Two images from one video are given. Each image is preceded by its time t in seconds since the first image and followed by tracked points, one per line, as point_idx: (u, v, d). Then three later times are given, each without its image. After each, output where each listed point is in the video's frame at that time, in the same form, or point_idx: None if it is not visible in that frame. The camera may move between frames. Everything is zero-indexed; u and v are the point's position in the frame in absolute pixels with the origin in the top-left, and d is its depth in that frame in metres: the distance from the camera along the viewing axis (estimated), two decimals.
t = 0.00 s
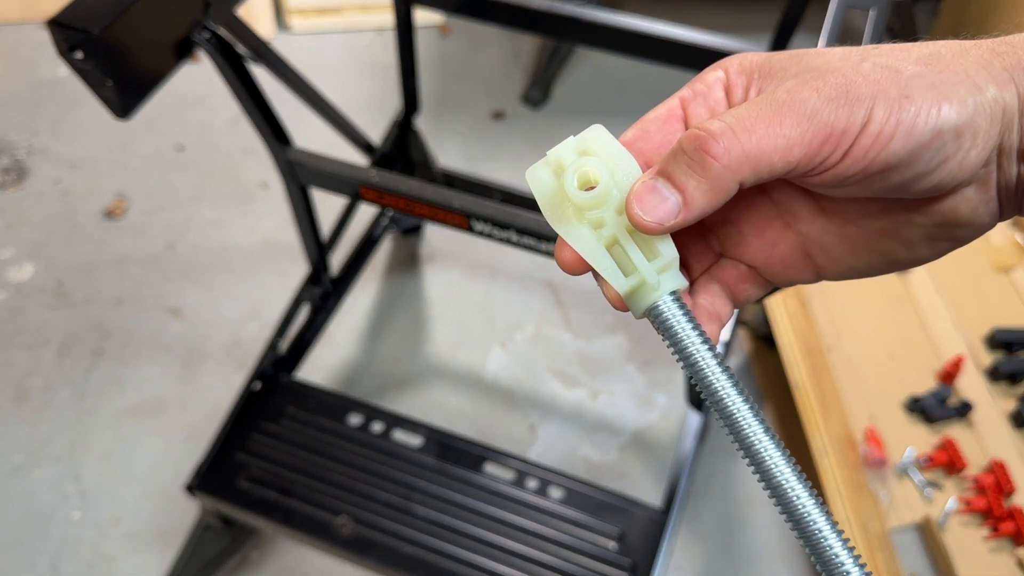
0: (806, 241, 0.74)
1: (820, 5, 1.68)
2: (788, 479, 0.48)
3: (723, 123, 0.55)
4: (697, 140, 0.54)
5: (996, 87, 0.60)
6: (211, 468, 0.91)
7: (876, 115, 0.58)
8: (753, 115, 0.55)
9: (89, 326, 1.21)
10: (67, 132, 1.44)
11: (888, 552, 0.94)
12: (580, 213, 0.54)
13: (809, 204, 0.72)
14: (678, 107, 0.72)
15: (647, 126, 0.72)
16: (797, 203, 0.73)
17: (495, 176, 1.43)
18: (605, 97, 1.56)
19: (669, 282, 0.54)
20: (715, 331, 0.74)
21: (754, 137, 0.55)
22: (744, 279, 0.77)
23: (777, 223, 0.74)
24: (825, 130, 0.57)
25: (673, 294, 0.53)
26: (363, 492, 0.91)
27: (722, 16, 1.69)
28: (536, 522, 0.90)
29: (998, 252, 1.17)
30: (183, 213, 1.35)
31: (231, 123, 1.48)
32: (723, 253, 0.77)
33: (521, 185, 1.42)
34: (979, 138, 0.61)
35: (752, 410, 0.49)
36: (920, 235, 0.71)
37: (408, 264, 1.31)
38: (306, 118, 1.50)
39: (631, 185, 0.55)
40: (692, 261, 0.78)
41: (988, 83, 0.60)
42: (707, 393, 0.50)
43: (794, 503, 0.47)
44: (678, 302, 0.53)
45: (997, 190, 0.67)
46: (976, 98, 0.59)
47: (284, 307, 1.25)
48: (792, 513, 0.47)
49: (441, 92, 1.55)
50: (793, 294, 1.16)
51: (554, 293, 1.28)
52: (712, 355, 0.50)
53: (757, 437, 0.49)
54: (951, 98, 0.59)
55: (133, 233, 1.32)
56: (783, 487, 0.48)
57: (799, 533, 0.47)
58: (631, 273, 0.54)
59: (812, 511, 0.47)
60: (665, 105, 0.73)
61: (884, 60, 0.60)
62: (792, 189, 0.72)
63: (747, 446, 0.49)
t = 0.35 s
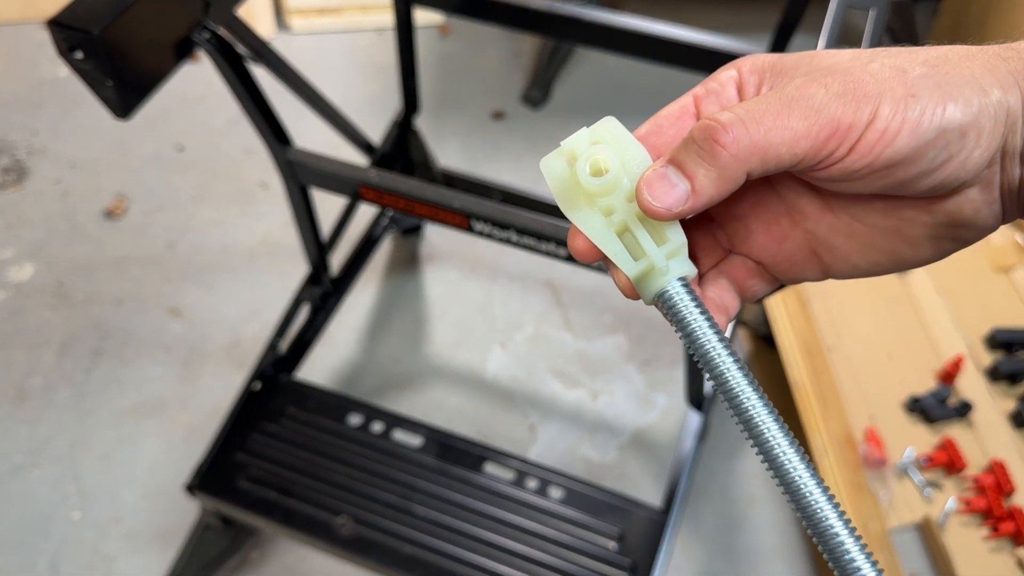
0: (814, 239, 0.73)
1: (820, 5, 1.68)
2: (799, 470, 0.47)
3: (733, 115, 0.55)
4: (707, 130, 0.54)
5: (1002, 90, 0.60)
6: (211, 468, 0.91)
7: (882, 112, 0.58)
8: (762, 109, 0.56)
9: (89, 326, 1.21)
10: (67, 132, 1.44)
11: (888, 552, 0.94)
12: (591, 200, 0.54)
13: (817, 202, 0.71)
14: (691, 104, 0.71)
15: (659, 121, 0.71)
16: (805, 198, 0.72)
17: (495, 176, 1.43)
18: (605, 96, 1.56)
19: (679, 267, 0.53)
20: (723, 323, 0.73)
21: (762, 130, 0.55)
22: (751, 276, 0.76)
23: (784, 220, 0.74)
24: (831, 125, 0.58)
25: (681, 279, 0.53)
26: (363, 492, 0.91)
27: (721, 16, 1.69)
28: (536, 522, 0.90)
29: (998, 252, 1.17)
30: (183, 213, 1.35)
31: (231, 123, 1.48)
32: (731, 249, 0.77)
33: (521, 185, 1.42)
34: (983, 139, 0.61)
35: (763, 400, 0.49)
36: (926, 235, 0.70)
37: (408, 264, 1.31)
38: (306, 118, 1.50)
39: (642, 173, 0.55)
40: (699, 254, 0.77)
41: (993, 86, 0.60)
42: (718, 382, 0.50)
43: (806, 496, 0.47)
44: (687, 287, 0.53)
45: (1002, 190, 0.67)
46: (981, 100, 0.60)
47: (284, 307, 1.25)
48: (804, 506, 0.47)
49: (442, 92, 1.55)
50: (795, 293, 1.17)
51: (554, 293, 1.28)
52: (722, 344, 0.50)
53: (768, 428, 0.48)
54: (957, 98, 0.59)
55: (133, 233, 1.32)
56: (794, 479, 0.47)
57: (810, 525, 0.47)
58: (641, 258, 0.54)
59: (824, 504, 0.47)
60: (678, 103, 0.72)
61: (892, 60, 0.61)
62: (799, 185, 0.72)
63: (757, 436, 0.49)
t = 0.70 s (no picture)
0: (811, 228, 0.73)
1: (819, 6, 1.68)
2: (801, 452, 0.47)
3: (730, 105, 0.55)
4: (704, 120, 0.55)
5: (994, 82, 0.61)
6: (211, 468, 0.91)
7: (876, 103, 0.58)
8: (757, 99, 0.56)
9: (89, 325, 1.21)
10: (68, 132, 1.44)
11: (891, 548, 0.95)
12: (591, 188, 0.54)
13: (815, 192, 0.71)
14: (691, 95, 0.70)
15: (658, 112, 0.70)
16: (802, 187, 0.72)
17: (495, 176, 1.43)
18: (605, 97, 1.57)
19: (678, 254, 0.54)
20: (721, 309, 0.73)
21: (758, 120, 0.55)
22: (750, 263, 0.76)
23: (783, 210, 0.74)
24: (826, 116, 0.58)
25: (680, 265, 0.53)
26: (363, 491, 0.91)
27: (721, 16, 1.70)
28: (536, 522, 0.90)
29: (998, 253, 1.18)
30: (183, 214, 1.35)
31: (231, 123, 1.48)
32: (730, 237, 0.77)
33: (521, 185, 1.42)
34: (976, 129, 0.61)
35: (764, 385, 0.49)
36: (919, 224, 0.70)
37: (408, 264, 1.31)
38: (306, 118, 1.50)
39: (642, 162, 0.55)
40: (699, 242, 0.77)
41: (985, 77, 0.61)
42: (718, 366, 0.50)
43: (810, 480, 0.47)
44: (685, 273, 0.53)
45: (993, 179, 0.67)
46: (974, 92, 0.60)
47: (284, 307, 1.25)
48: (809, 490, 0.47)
49: (442, 92, 1.56)
50: (796, 292, 1.17)
51: (554, 293, 1.28)
52: (722, 328, 0.50)
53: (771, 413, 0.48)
54: (950, 89, 0.59)
55: (133, 233, 1.32)
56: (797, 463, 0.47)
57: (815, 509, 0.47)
58: (639, 244, 0.54)
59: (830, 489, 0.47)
60: (678, 92, 0.70)
61: (886, 53, 0.61)
62: (796, 174, 0.71)
63: (759, 420, 0.49)
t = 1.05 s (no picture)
0: (807, 220, 0.73)
1: (819, 5, 1.68)
2: (805, 443, 0.48)
3: (728, 99, 0.55)
4: (703, 113, 0.55)
5: (988, 75, 0.61)
6: (212, 468, 0.91)
7: (871, 97, 0.59)
8: (755, 93, 0.56)
9: (89, 325, 1.21)
10: (68, 132, 1.44)
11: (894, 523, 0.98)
12: (589, 180, 0.53)
13: (810, 184, 0.71)
14: (689, 87, 0.70)
15: (657, 105, 0.71)
16: (798, 179, 0.72)
17: (495, 176, 1.43)
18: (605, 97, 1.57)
19: (675, 245, 0.53)
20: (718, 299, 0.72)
21: (756, 113, 0.55)
22: (746, 256, 0.76)
23: (779, 202, 0.73)
24: (823, 109, 0.58)
25: (678, 256, 0.53)
26: (362, 491, 0.91)
27: (721, 16, 1.70)
28: (536, 522, 0.90)
29: (997, 253, 1.18)
30: (183, 213, 1.36)
31: (231, 123, 1.48)
32: (727, 228, 0.77)
33: (522, 185, 1.42)
34: (970, 122, 0.62)
35: (764, 372, 0.49)
36: (914, 216, 0.70)
37: (409, 264, 1.31)
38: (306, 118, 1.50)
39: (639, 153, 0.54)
40: (695, 234, 0.77)
41: (980, 71, 0.61)
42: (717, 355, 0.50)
43: (811, 464, 0.48)
44: (683, 263, 0.53)
45: (989, 169, 0.67)
46: (968, 85, 0.60)
47: (284, 307, 1.26)
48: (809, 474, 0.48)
49: (442, 92, 1.56)
50: (795, 293, 1.17)
51: (554, 293, 1.28)
52: (721, 317, 0.50)
53: (770, 399, 0.49)
54: (944, 83, 0.60)
55: (133, 233, 1.32)
56: (797, 448, 0.48)
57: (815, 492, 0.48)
58: (637, 236, 0.54)
59: (829, 472, 0.48)
60: (676, 86, 0.70)
61: (881, 46, 0.61)
62: (793, 166, 0.71)
63: (759, 407, 0.49)
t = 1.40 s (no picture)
0: (802, 208, 0.73)
1: (820, 6, 1.69)
2: (799, 438, 0.49)
3: (725, 84, 0.55)
4: (701, 97, 0.55)
5: (980, 66, 0.61)
6: (212, 468, 0.91)
7: (864, 85, 0.59)
8: (752, 79, 0.56)
9: (89, 326, 1.21)
10: (68, 132, 1.44)
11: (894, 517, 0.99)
12: (586, 163, 0.53)
13: (806, 171, 0.71)
14: (686, 75, 0.70)
15: (654, 92, 0.70)
16: (794, 168, 0.72)
17: (495, 176, 1.43)
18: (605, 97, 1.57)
19: (672, 226, 0.53)
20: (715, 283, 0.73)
21: (752, 99, 0.56)
22: (742, 243, 0.76)
23: (775, 189, 0.73)
24: (816, 95, 0.58)
25: (676, 236, 0.53)
26: (362, 490, 0.91)
27: (722, 17, 1.70)
28: (536, 522, 0.90)
29: (997, 253, 1.17)
30: (183, 214, 1.36)
31: (231, 123, 1.49)
32: (724, 216, 0.77)
33: (522, 185, 1.42)
34: (961, 111, 0.62)
35: (763, 368, 0.50)
36: (907, 206, 0.70)
37: (409, 264, 1.31)
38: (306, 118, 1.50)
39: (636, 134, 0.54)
40: (692, 221, 0.77)
41: (973, 61, 0.61)
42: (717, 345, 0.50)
43: (803, 459, 0.49)
44: (682, 244, 0.53)
45: (984, 160, 0.67)
46: (960, 74, 0.60)
47: (284, 307, 1.26)
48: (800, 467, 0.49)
49: (442, 92, 1.56)
50: (795, 293, 1.17)
51: (554, 293, 1.28)
52: (724, 312, 0.50)
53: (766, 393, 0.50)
54: (936, 72, 0.60)
55: (133, 233, 1.32)
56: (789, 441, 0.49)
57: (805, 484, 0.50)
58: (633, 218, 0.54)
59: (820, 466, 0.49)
60: (673, 74, 0.70)
61: (876, 35, 0.61)
62: (789, 154, 0.71)
63: (756, 401, 0.50)
